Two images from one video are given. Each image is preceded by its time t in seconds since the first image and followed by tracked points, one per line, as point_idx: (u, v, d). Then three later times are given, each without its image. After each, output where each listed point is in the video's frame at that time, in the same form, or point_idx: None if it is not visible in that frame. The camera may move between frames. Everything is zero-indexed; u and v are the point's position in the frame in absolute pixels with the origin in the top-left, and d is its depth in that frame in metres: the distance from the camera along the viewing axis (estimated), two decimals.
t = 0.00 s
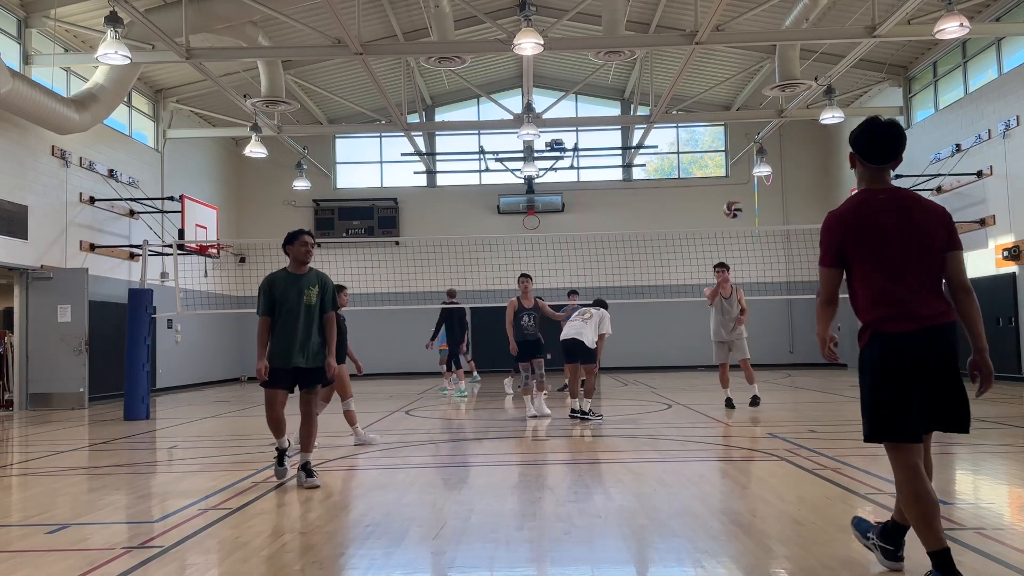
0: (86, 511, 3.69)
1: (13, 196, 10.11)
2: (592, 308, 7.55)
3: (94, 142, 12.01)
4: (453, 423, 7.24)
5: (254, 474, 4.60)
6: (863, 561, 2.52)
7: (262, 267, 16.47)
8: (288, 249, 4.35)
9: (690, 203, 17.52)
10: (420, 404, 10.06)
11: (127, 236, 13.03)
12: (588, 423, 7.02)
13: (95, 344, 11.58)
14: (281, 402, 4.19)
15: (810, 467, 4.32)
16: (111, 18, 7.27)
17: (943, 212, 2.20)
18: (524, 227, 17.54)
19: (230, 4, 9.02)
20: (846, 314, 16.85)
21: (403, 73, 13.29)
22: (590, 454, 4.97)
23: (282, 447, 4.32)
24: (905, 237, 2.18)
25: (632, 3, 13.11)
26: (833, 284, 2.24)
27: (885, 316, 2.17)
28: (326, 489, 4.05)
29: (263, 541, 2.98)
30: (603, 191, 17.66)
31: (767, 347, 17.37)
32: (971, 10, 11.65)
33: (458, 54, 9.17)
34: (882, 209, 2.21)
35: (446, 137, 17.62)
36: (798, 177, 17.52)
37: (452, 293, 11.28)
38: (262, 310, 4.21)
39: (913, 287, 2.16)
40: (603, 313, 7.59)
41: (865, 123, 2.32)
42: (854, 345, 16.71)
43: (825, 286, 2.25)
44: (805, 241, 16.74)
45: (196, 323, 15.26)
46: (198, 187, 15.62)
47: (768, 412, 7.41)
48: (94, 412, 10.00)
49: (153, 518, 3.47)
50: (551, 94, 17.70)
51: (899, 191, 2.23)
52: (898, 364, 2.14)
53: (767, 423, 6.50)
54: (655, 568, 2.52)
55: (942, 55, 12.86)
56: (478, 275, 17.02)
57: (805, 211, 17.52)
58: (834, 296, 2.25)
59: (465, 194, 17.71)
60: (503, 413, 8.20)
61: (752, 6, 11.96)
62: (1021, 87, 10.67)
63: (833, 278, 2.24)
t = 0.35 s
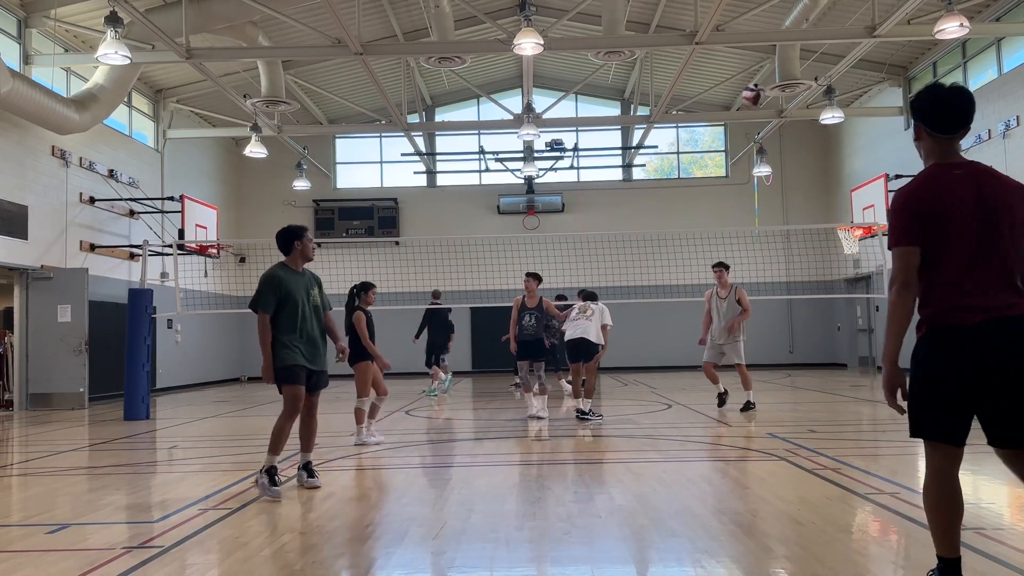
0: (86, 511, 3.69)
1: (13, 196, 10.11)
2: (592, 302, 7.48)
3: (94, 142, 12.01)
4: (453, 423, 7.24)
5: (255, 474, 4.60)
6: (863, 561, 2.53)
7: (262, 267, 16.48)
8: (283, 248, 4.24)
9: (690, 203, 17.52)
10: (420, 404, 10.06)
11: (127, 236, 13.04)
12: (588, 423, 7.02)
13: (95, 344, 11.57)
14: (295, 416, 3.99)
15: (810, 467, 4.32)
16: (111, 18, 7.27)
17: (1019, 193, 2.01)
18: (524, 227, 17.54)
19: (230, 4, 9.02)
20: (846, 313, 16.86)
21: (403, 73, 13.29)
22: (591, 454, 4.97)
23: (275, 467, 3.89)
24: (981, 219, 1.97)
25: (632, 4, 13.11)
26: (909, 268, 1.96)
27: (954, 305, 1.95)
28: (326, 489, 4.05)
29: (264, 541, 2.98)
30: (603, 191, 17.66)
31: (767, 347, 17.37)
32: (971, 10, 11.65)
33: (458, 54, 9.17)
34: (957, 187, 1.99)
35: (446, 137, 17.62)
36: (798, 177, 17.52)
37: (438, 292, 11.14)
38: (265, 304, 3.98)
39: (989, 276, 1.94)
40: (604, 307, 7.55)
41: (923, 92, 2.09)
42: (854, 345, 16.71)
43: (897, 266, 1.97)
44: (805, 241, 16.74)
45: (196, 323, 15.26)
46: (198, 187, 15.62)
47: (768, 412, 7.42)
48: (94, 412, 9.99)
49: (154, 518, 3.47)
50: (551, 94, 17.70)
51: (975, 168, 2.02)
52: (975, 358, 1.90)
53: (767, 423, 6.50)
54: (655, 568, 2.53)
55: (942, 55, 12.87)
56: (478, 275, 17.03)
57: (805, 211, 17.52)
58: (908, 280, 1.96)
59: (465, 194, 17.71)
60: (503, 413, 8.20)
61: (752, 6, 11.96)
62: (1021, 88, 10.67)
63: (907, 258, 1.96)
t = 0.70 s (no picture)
0: (86, 511, 3.69)
1: (13, 197, 10.11)
2: (588, 299, 7.45)
3: (94, 142, 12.01)
4: (454, 423, 7.24)
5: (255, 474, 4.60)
6: (863, 560, 2.52)
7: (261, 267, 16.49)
8: (277, 240, 3.86)
9: (690, 203, 17.52)
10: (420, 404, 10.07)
11: (127, 236, 13.04)
12: (588, 423, 7.02)
13: (95, 344, 11.58)
14: (271, 421, 3.80)
15: (810, 466, 4.32)
16: (111, 18, 7.26)
17: None
18: (524, 227, 17.53)
19: (230, 4, 9.02)
20: (846, 313, 16.86)
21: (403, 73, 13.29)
22: (591, 454, 4.97)
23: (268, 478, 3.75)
24: None
25: (632, 3, 13.11)
26: (1008, 251, 1.96)
27: None
28: (326, 488, 4.05)
29: (263, 542, 2.98)
30: (603, 191, 17.66)
31: (767, 347, 17.35)
32: (971, 10, 11.66)
33: (458, 54, 9.17)
34: None
35: (446, 137, 17.61)
36: (798, 177, 17.51)
37: (422, 295, 11.15)
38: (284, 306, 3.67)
39: None
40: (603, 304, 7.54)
41: None
42: (854, 345, 16.70)
43: (995, 249, 1.98)
44: (805, 241, 16.75)
45: (196, 323, 15.26)
46: (198, 187, 15.62)
47: (768, 412, 7.41)
48: (94, 412, 10.00)
49: (154, 518, 3.47)
50: (551, 94, 17.70)
51: None
52: None
53: (766, 423, 6.50)
54: (655, 567, 2.53)
55: (942, 55, 12.87)
56: (478, 275, 17.04)
57: (805, 211, 17.51)
58: (1006, 262, 1.97)
59: (465, 194, 17.71)
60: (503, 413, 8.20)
61: (752, 6, 11.96)
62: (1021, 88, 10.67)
63: (1008, 240, 1.96)
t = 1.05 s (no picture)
0: (86, 511, 3.70)
1: (13, 196, 10.11)
2: (588, 297, 7.43)
3: (94, 142, 12.01)
4: (454, 423, 7.24)
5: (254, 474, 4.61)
6: (863, 560, 2.53)
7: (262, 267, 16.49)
8: (262, 235, 3.79)
9: (690, 203, 17.52)
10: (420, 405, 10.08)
11: (127, 236, 13.04)
12: (587, 422, 7.01)
13: (95, 344, 11.58)
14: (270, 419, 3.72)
15: (809, 467, 4.32)
16: (111, 18, 7.27)
17: None
18: (524, 227, 17.54)
19: (230, 4, 9.02)
20: (846, 313, 16.87)
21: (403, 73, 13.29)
22: (591, 454, 4.97)
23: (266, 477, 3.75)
24: None
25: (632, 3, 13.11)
26: None
27: None
28: (326, 488, 4.06)
29: (264, 542, 2.99)
30: (603, 191, 17.66)
31: (767, 347, 17.35)
32: (971, 10, 11.66)
33: (458, 54, 9.17)
34: None
35: (446, 137, 17.61)
36: (798, 177, 17.51)
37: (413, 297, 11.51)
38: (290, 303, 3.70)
39: None
40: (605, 303, 7.51)
41: None
42: (854, 345, 16.71)
43: None
44: (805, 241, 16.76)
45: (196, 323, 15.26)
46: (198, 187, 15.62)
47: (768, 412, 7.41)
48: (94, 412, 10.00)
49: (154, 518, 3.48)
50: (551, 94, 17.70)
51: None
52: None
53: (766, 423, 6.50)
54: (655, 568, 2.53)
55: (942, 55, 12.87)
56: (478, 275, 17.04)
57: (805, 211, 17.51)
58: None
59: (465, 194, 17.71)
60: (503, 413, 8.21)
61: (752, 6, 11.96)
62: (1021, 87, 10.67)
63: None
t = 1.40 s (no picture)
0: (86, 511, 3.69)
1: (13, 196, 10.10)
2: (596, 298, 7.46)
3: (94, 142, 12.00)
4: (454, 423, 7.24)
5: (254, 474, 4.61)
6: (863, 561, 2.53)
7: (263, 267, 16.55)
8: (233, 236, 3.77)
9: (690, 203, 17.52)
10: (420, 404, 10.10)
11: (127, 236, 13.04)
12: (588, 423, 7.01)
13: (95, 344, 11.57)
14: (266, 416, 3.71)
15: (809, 466, 4.32)
16: (111, 18, 7.27)
17: None
18: (524, 227, 17.54)
19: (231, 4, 9.02)
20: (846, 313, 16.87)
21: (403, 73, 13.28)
22: (592, 454, 4.97)
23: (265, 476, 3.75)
24: None
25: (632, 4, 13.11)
26: None
27: None
28: (326, 488, 4.06)
29: (264, 541, 2.99)
30: (603, 191, 17.66)
31: (767, 347, 17.35)
32: (971, 10, 11.66)
33: (458, 54, 9.17)
34: None
35: (446, 137, 17.61)
36: (798, 177, 17.51)
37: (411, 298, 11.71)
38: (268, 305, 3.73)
39: None
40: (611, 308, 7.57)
41: None
42: (854, 345, 16.72)
43: None
44: (805, 241, 16.77)
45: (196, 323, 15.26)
46: (198, 187, 15.62)
47: (768, 412, 7.41)
48: (94, 412, 9.99)
49: (154, 518, 3.48)
50: (551, 94, 17.69)
51: None
52: None
53: (766, 423, 6.50)
54: (655, 568, 2.53)
55: (942, 55, 12.87)
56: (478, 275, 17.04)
57: (805, 211, 17.51)
58: None
59: (464, 194, 17.71)
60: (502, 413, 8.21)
61: (752, 6, 11.96)
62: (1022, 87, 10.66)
63: None
